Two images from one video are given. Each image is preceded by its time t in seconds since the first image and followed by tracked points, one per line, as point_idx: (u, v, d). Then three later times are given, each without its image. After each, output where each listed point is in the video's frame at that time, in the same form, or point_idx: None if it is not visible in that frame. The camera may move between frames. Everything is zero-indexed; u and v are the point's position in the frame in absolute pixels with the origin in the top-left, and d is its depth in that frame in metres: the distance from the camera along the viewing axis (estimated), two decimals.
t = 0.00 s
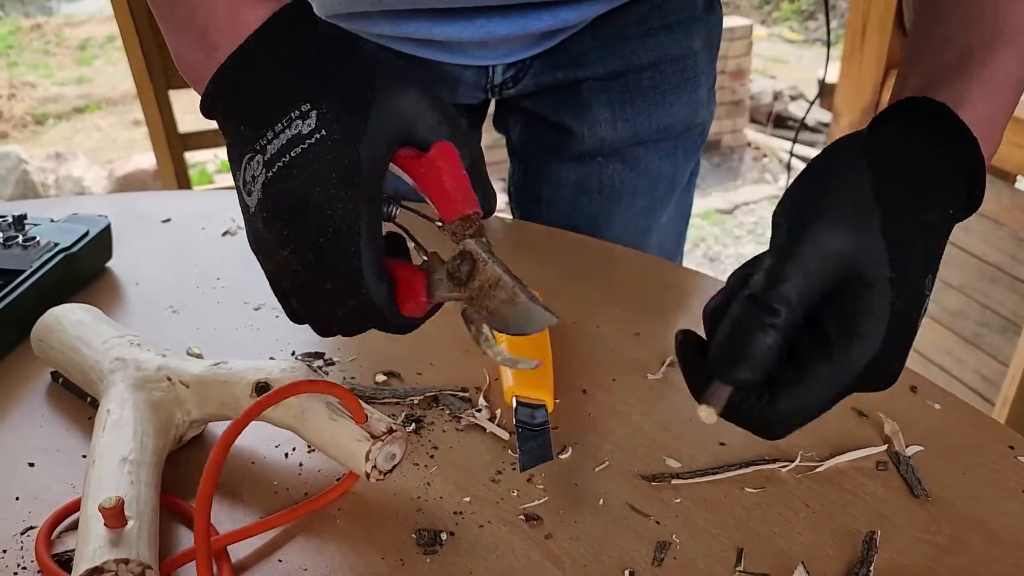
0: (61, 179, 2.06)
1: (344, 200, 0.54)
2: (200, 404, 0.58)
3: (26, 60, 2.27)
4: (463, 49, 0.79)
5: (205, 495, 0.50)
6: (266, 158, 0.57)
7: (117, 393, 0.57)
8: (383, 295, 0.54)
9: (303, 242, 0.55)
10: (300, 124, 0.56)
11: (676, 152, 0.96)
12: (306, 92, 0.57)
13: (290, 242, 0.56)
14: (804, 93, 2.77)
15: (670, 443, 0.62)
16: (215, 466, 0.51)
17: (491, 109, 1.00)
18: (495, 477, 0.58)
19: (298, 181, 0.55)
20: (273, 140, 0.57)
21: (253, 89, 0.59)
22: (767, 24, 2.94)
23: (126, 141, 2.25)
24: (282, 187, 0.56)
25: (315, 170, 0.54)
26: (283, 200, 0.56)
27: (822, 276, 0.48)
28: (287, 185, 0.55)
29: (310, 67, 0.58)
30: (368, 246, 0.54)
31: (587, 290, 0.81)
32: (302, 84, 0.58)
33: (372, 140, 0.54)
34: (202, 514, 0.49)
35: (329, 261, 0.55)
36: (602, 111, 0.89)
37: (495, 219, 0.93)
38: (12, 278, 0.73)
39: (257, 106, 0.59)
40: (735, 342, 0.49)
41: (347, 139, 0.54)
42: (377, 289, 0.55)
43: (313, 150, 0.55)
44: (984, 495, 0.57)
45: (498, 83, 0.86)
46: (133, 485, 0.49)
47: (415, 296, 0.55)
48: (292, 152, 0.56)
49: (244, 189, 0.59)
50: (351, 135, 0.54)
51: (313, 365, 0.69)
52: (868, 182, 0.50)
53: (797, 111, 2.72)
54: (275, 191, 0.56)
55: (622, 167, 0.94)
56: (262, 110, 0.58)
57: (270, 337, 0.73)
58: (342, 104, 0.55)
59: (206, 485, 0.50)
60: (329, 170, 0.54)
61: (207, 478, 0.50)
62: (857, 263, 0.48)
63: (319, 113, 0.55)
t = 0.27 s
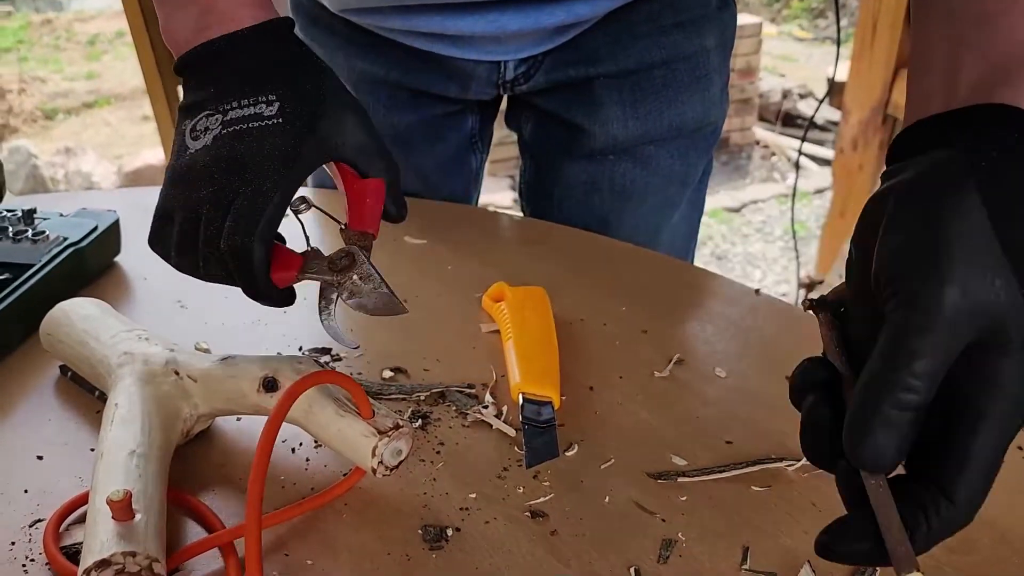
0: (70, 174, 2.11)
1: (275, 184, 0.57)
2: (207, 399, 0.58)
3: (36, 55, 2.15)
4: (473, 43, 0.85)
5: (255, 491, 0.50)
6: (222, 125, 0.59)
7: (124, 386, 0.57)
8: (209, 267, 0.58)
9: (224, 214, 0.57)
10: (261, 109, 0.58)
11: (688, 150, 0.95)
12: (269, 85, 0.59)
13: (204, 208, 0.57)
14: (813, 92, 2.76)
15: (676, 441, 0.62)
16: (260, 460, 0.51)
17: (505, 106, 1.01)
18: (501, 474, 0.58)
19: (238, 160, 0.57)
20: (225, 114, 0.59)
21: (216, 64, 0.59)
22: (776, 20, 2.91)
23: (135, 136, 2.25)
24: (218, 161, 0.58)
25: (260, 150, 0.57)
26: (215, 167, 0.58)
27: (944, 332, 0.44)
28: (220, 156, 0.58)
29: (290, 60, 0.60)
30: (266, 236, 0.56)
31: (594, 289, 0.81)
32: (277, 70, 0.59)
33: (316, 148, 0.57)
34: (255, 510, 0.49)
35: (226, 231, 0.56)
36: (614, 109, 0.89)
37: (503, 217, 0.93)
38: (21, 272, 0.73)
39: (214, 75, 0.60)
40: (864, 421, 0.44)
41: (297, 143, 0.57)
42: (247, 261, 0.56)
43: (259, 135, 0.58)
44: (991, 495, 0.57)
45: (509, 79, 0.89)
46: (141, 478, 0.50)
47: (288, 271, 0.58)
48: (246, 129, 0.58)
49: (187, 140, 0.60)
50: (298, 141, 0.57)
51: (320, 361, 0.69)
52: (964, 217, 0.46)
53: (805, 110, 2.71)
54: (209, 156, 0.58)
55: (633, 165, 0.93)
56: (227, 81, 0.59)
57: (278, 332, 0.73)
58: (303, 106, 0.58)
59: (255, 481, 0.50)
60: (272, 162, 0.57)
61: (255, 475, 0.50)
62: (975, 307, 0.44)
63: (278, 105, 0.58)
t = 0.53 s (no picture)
0: (89, 163, 2.12)
1: (274, 193, 0.73)
2: (233, 378, 0.58)
3: (55, 47, 2.15)
4: (499, 26, 0.85)
5: (249, 464, 0.49)
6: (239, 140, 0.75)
7: (151, 364, 0.57)
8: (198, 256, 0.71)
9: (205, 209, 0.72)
10: (274, 131, 0.75)
11: (711, 138, 0.95)
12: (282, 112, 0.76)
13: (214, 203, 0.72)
14: (831, 88, 2.74)
15: (701, 426, 0.62)
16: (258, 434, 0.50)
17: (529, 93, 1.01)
18: (525, 456, 0.58)
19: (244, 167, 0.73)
20: (237, 132, 0.76)
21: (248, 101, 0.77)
22: (792, 18, 3.03)
23: (153, 127, 2.26)
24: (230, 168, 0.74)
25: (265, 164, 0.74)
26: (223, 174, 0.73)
27: None
28: (239, 166, 0.74)
29: (297, 95, 0.77)
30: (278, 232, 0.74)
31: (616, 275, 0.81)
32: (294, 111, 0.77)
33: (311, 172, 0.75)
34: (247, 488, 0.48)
35: (220, 221, 0.70)
36: (635, 95, 0.89)
37: (524, 204, 0.93)
38: (48, 253, 0.73)
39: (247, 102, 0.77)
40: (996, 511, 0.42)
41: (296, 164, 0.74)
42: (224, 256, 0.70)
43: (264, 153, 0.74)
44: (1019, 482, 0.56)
45: (532, 63, 0.89)
46: (169, 454, 0.50)
47: (258, 273, 0.71)
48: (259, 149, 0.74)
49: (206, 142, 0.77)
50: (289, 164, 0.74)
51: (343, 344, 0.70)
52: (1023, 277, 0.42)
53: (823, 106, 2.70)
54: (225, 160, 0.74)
55: (655, 152, 0.93)
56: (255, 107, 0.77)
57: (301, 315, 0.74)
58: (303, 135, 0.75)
59: (250, 453, 0.49)
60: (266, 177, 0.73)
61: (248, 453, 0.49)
62: None
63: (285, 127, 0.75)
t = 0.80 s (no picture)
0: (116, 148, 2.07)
1: (324, 169, 0.74)
2: (296, 333, 0.57)
3: (83, 36, 2.32)
4: None
5: (352, 432, 0.48)
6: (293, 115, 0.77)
7: (214, 319, 0.57)
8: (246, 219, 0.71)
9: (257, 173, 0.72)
10: (327, 109, 0.78)
11: (763, 112, 0.92)
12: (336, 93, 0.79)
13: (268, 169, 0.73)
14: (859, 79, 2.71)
15: (763, 391, 0.61)
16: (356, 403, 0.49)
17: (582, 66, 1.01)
18: (588, 417, 0.58)
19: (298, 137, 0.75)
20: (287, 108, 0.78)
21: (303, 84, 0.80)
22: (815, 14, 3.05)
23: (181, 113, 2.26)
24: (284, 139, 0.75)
25: (320, 137, 0.75)
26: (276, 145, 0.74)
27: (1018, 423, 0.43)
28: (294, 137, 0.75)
29: (350, 80, 0.81)
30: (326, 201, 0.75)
31: (668, 244, 0.80)
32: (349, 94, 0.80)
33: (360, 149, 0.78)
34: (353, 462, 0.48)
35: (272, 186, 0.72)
36: (684, 65, 0.88)
37: (572, 175, 0.92)
38: (104, 213, 0.73)
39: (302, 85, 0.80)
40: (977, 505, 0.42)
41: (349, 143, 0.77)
42: (268, 231, 0.71)
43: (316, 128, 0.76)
44: None
45: (580, 31, 0.88)
46: (239, 404, 0.50)
47: (302, 245, 0.73)
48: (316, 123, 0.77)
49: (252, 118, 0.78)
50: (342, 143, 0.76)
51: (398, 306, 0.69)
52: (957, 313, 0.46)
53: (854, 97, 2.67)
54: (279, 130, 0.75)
55: (704, 126, 0.92)
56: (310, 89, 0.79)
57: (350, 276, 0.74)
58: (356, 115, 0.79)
59: (352, 423, 0.49)
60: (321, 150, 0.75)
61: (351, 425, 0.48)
62: None
63: (339, 106, 0.78)
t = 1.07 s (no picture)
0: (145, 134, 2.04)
1: (372, 145, 0.74)
2: (356, 297, 0.58)
3: (105, 19, 2.18)
4: None
5: (400, 389, 0.46)
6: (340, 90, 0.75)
7: (277, 280, 0.58)
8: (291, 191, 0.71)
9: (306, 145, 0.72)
10: (376, 83, 0.76)
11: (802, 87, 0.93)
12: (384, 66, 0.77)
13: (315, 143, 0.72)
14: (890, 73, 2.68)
15: (818, 362, 0.61)
16: (402, 359, 0.47)
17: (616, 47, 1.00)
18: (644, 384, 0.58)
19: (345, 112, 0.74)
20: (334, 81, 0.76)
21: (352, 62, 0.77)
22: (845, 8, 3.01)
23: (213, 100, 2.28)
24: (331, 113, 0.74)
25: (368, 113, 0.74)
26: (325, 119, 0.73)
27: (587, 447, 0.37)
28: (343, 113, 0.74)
29: (401, 58, 0.78)
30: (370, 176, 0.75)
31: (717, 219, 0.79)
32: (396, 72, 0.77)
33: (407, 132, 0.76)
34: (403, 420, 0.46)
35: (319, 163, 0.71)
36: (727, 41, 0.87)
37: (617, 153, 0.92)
38: (160, 181, 0.74)
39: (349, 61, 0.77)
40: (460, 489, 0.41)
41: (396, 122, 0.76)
42: (314, 208, 0.72)
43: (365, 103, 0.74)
44: None
45: (624, 6, 0.87)
46: (306, 362, 0.50)
47: (347, 219, 0.74)
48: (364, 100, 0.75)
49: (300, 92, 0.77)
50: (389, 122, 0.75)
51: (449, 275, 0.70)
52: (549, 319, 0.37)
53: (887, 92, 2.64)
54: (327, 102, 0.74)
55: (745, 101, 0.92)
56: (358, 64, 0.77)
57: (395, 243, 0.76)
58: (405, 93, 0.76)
59: (399, 390, 0.46)
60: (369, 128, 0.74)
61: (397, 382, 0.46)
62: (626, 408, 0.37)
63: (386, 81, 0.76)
